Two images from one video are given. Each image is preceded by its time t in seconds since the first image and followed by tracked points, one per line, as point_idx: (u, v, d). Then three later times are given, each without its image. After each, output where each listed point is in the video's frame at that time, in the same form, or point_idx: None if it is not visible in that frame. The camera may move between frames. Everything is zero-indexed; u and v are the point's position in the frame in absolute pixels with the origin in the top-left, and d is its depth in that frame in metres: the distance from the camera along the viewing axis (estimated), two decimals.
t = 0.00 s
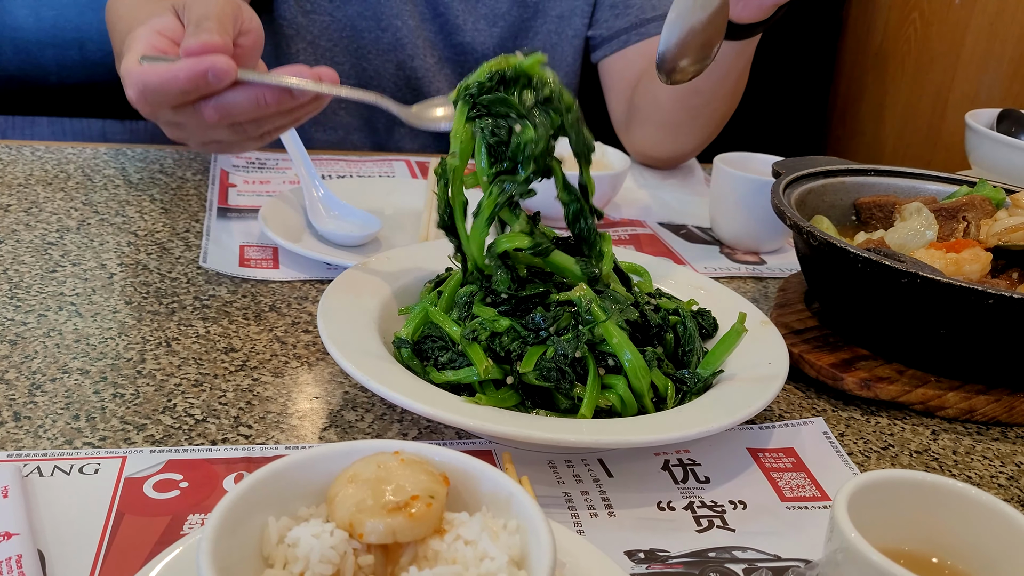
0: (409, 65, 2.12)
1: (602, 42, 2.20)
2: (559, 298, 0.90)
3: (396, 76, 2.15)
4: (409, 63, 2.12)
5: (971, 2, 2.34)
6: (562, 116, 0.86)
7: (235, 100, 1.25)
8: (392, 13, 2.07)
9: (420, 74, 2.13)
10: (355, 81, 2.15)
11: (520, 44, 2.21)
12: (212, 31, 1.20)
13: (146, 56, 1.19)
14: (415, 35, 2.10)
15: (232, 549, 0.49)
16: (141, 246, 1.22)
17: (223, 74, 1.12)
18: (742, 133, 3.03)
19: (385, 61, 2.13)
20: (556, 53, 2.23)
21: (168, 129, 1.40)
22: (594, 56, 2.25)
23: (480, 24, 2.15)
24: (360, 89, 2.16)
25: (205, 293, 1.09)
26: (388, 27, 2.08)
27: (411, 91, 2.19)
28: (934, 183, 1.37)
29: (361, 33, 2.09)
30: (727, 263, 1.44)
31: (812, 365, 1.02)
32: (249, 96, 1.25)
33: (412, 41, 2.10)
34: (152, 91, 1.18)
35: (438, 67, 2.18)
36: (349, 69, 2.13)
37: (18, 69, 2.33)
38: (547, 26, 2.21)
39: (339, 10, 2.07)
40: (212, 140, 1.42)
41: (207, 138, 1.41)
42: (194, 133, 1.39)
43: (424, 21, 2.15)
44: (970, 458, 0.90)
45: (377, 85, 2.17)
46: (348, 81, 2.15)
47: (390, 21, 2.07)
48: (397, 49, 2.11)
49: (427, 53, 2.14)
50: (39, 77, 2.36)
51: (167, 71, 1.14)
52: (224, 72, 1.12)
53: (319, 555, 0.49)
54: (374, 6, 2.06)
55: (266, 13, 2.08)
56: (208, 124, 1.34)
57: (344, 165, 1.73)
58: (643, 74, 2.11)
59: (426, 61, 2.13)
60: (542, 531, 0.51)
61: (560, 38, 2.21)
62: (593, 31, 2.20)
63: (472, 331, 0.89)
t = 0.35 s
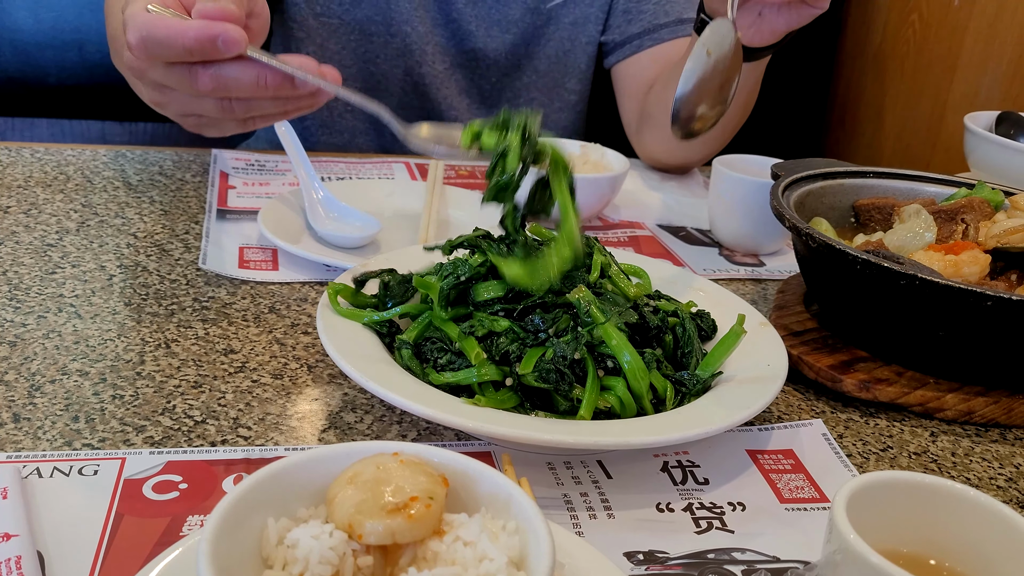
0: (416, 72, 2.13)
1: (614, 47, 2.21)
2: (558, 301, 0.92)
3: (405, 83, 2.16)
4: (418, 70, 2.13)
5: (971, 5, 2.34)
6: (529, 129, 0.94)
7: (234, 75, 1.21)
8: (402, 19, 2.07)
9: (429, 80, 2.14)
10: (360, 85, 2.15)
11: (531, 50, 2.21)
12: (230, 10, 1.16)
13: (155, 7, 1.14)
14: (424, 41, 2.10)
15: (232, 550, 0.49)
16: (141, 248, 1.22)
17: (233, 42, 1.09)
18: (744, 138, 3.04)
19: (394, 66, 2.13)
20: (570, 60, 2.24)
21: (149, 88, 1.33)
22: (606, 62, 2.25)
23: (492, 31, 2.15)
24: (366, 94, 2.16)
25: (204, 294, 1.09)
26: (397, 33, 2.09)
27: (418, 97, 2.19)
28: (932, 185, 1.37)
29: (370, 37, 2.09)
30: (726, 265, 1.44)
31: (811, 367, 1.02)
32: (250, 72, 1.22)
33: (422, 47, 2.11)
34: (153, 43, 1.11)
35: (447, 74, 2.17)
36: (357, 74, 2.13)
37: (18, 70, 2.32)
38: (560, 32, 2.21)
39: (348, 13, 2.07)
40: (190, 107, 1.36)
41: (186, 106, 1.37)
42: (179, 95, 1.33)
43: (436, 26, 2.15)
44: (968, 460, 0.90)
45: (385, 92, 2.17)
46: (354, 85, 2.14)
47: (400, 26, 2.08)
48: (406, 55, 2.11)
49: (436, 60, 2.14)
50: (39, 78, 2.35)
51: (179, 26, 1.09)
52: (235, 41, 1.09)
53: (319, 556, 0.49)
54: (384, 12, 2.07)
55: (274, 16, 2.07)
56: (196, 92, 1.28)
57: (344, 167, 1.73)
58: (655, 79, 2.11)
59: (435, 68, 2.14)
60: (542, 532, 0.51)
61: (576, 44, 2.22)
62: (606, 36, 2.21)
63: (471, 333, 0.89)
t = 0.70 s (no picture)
0: (413, 73, 2.15)
1: (620, 36, 2.23)
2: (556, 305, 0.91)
3: (401, 82, 2.17)
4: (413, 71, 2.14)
5: (969, 9, 2.34)
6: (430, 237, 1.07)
7: (180, 49, 1.26)
8: (397, 21, 2.08)
9: (425, 84, 2.15)
10: (358, 88, 2.15)
11: (532, 48, 2.22)
12: None
13: None
14: (418, 44, 2.10)
15: (232, 554, 0.49)
16: (140, 251, 1.23)
17: (200, 19, 1.09)
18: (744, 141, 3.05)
19: (390, 66, 2.14)
20: (571, 57, 2.24)
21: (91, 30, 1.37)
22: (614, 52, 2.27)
23: (491, 31, 2.14)
24: (364, 96, 2.16)
25: (204, 298, 1.10)
26: (392, 34, 2.09)
27: (414, 99, 2.20)
28: (930, 189, 1.37)
29: (366, 39, 2.10)
30: (725, 269, 1.44)
31: (811, 371, 1.02)
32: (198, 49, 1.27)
33: (417, 49, 2.11)
34: None
35: (445, 76, 2.17)
36: (354, 77, 2.14)
37: (18, 74, 2.32)
38: (561, 30, 2.22)
39: (343, 16, 2.07)
40: (125, 62, 1.38)
41: (118, 57, 1.38)
42: (119, 45, 1.35)
43: (433, 28, 2.14)
44: (967, 464, 0.90)
45: (382, 91, 2.17)
46: (352, 88, 2.15)
47: (396, 28, 2.08)
48: (402, 57, 2.12)
49: (433, 60, 2.15)
50: (39, 81, 2.35)
51: None
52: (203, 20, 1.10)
53: (319, 561, 0.49)
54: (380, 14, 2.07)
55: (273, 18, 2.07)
56: (137, 48, 1.31)
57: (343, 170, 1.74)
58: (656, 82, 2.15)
59: (431, 70, 2.14)
60: (541, 537, 0.51)
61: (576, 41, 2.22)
62: (612, 27, 2.24)
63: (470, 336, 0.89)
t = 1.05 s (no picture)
0: (407, 73, 2.16)
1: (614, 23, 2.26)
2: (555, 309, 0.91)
3: (397, 83, 2.17)
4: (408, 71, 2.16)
5: (968, 11, 2.35)
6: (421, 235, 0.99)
7: (277, 75, 1.14)
8: (392, 20, 2.10)
9: (419, 83, 2.17)
10: (357, 89, 2.16)
11: (525, 45, 2.19)
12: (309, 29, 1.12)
13: None
14: (412, 43, 2.12)
15: (232, 557, 0.49)
16: (140, 254, 1.23)
17: (297, 44, 1.00)
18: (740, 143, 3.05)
19: (385, 68, 2.15)
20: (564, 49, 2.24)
21: (180, 42, 1.25)
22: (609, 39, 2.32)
23: (485, 28, 2.15)
24: (361, 97, 2.17)
25: (204, 301, 1.10)
26: (387, 34, 2.11)
27: (411, 100, 2.20)
28: (929, 192, 1.37)
29: (362, 39, 2.11)
30: (724, 272, 1.44)
31: (809, 374, 1.02)
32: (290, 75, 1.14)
33: (411, 48, 2.13)
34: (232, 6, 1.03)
35: (441, 75, 2.18)
36: (350, 77, 2.14)
37: (17, 76, 2.33)
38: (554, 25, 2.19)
39: (340, 17, 2.07)
40: (210, 79, 1.27)
41: (216, 75, 1.26)
42: (206, 60, 1.25)
43: (427, 28, 2.14)
44: (966, 467, 0.91)
45: (378, 92, 2.17)
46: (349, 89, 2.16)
47: (390, 27, 2.10)
48: (397, 57, 2.14)
49: (427, 59, 2.16)
50: (38, 83, 2.35)
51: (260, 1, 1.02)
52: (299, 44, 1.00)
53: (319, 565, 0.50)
54: (375, 14, 2.08)
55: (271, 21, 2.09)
56: (228, 67, 1.21)
57: (343, 173, 1.74)
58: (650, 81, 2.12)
59: (426, 69, 2.16)
60: (539, 540, 0.51)
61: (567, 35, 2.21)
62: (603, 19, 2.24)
63: (469, 340, 0.90)
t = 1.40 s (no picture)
0: (406, 73, 2.16)
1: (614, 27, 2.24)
2: (554, 310, 0.91)
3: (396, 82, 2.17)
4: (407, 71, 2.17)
5: (969, 11, 2.35)
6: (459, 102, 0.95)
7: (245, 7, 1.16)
8: (391, 22, 2.09)
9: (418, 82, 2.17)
10: (356, 90, 2.16)
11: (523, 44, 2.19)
12: None
13: None
14: (412, 43, 2.13)
15: (232, 557, 0.49)
16: (140, 255, 1.23)
17: None
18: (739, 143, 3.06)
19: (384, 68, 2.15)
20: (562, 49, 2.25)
21: (156, 20, 1.26)
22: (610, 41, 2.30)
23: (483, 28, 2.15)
24: (360, 97, 2.17)
25: (203, 301, 1.10)
26: (386, 35, 2.10)
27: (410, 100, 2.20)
28: (929, 193, 1.38)
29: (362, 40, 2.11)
30: (724, 272, 1.44)
31: (809, 374, 1.02)
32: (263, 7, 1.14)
33: (410, 49, 2.14)
34: None
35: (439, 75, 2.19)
36: (350, 78, 2.14)
37: (16, 78, 2.33)
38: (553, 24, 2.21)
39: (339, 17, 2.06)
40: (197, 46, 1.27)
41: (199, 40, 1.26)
42: (186, 28, 1.25)
43: (425, 27, 2.15)
44: (966, 468, 0.91)
45: (378, 93, 2.17)
46: (347, 89, 2.15)
47: (389, 28, 2.10)
48: (396, 57, 2.14)
49: (426, 59, 2.16)
50: (38, 85, 2.35)
51: None
52: None
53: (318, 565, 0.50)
54: (372, 16, 2.07)
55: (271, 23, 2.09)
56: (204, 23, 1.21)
57: (343, 173, 1.74)
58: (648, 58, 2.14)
59: (425, 69, 2.16)
60: (539, 540, 0.51)
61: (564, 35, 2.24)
62: (603, 17, 2.24)
63: (469, 341, 0.90)
